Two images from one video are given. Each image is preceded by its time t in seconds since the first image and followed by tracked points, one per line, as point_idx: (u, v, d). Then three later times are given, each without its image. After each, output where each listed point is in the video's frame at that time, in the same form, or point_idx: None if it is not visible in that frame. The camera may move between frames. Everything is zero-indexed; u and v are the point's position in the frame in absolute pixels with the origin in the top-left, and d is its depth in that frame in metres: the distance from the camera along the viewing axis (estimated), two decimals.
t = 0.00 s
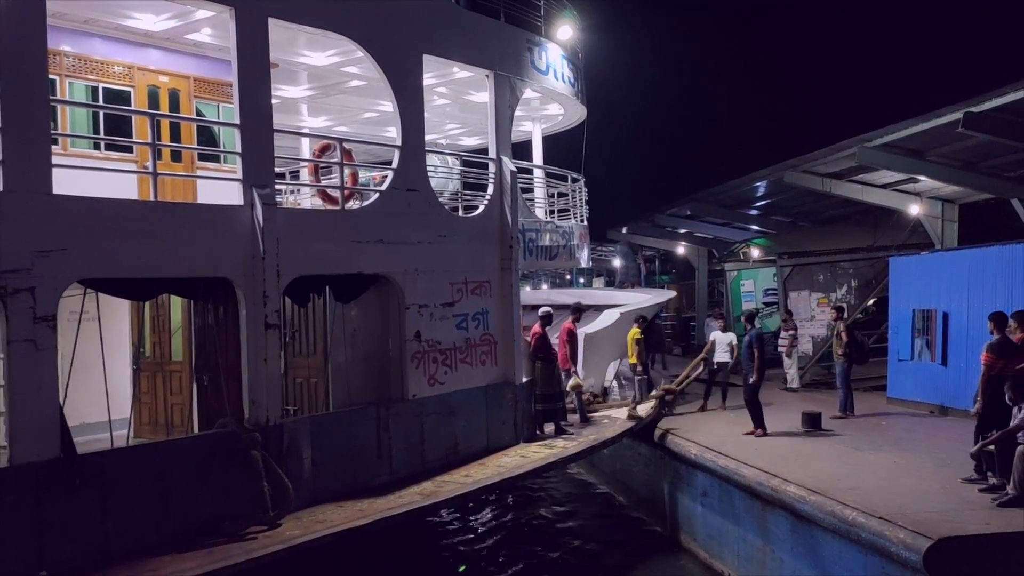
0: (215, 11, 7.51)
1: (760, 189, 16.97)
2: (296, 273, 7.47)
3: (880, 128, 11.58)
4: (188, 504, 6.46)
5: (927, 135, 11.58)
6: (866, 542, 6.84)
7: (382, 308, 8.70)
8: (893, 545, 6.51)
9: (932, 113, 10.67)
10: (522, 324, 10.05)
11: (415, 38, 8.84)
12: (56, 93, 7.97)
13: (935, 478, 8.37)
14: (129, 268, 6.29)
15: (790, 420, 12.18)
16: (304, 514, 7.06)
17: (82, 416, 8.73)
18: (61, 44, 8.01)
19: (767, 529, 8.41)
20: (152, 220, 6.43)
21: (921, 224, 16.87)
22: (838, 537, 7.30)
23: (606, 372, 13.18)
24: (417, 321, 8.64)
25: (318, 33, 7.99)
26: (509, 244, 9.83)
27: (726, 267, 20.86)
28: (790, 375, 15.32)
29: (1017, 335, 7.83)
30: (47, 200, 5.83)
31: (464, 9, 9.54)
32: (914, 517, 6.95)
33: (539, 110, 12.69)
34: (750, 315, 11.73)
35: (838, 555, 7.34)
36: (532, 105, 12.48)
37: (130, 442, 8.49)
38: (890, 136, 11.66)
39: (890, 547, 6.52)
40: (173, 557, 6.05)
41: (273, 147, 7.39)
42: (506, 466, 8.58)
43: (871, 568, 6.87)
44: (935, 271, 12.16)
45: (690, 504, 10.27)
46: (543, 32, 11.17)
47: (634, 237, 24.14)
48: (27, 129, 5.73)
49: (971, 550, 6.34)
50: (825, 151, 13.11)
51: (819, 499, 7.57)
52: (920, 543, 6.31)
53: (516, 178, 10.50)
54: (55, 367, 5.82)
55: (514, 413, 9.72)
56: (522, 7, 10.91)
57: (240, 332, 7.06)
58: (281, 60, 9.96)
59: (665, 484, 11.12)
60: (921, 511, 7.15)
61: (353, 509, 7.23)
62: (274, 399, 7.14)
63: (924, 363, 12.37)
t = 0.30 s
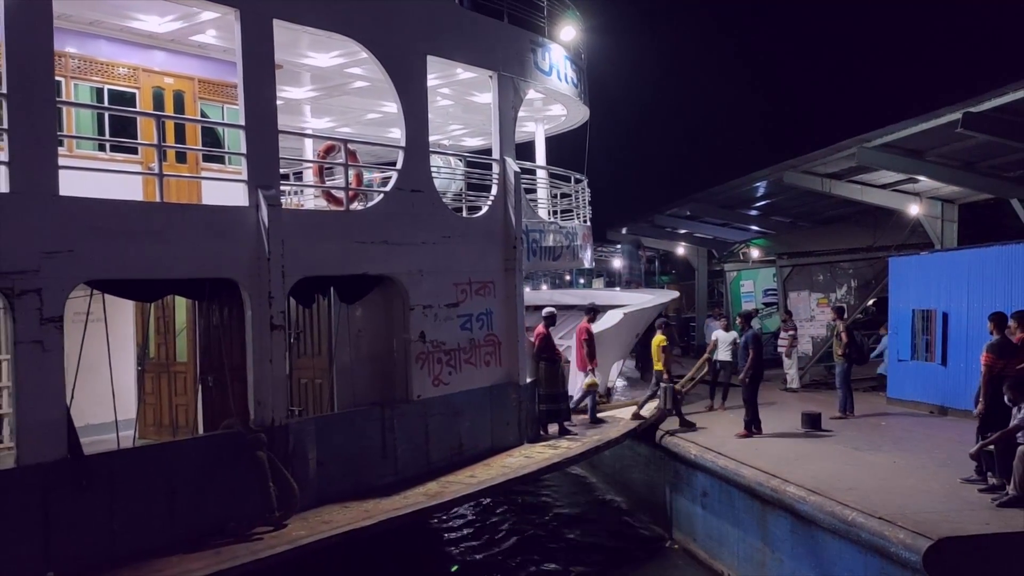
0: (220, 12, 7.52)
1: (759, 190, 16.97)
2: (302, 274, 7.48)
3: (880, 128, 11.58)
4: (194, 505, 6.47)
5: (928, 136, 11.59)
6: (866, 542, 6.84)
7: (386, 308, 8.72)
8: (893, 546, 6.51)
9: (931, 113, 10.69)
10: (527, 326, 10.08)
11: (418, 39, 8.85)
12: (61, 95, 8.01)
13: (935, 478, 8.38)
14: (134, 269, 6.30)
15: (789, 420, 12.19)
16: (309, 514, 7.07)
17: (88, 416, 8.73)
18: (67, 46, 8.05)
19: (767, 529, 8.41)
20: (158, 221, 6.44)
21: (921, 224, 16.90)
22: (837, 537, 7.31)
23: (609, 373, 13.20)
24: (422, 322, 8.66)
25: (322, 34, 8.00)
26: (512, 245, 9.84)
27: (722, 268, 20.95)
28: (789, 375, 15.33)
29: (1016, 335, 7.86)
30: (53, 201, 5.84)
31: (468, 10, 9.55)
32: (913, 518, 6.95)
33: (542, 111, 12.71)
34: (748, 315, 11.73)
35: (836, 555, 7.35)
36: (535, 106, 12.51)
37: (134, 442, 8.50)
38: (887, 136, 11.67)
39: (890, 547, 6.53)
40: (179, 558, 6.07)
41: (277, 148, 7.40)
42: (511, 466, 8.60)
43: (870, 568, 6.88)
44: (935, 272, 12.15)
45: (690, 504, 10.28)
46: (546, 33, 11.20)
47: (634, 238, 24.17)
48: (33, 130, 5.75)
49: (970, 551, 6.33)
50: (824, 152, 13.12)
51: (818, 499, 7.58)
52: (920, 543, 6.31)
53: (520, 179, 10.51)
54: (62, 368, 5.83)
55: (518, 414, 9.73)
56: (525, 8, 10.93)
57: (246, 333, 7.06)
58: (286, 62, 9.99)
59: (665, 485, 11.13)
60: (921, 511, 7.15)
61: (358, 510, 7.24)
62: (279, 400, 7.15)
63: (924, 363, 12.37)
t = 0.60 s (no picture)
0: (226, 13, 7.53)
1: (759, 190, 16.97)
2: (308, 274, 7.49)
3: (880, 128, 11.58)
4: (200, 505, 6.47)
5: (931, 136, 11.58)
6: (866, 543, 6.85)
7: (391, 308, 8.73)
8: (893, 546, 6.52)
9: (931, 113, 10.68)
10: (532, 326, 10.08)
11: (422, 40, 8.86)
12: (68, 96, 8.04)
13: (935, 478, 8.38)
14: (140, 271, 6.30)
15: (790, 420, 12.22)
16: (316, 515, 7.08)
17: (94, 417, 8.75)
18: (73, 48, 8.09)
19: (767, 529, 8.42)
20: (164, 222, 6.44)
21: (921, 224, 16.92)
22: (837, 538, 7.32)
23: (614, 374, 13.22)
24: (427, 322, 8.67)
25: (328, 35, 8.01)
26: (517, 245, 9.84)
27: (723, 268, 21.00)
28: (789, 376, 15.32)
29: (1015, 335, 7.88)
30: (60, 202, 5.85)
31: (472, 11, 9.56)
32: (913, 518, 6.96)
33: (546, 112, 12.73)
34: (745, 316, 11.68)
35: (836, 555, 7.36)
36: (539, 107, 12.53)
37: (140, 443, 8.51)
38: (885, 136, 11.66)
39: (891, 548, 6.53)
40: (187, 558, 6.08)
41: (282, 149, 7.40)
42: (516, 466, 8.61)
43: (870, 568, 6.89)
44: (935, 272, 12.16)
45: (690, 505, 10.29)
46: (550, 34, 11.23)
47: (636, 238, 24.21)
48: (40, 132, 5.76)
49: (970, 552, 6.33)
50: (823, 153, 13.12)
51: (818, 499, 7.59)
52: (920, 543, 6.32)
53: (525, 179, 10.52)
54: (70, 369, 5.84)
55: (522, 414, 9.74)
56: (528, 10, 10.95)
57: (252, 333, 7.07)
58: (291, 64, 10.01)
59: (666, 485, 11.14)
60: (920, 511, 7.16)
61: (365, 510, 7.25)
62: (285, 400, 7.15)
63: (924, 363, 12.38)
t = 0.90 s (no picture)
0: (230, 14, 7.54)
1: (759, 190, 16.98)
2: (314, 275, 7.51)
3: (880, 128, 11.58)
4: (205, 505, 6.48)
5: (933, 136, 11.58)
6: (866, 542, 6.85)
7: (395, 308, 8.75)
8: (893, 546, 6.52)
9: (931, 113, 10.69)
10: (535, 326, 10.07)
11: (426, 40, 8.87)
12: (73, 97, 8.06)
13: (934, 478, 8.39)
14: (146, 271, 6.31)
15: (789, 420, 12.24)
16: (321, 515, 7.08)
17: (99, 416, 8.75)
18: (77, 49, 8.10)
19: (768, 529, 8.42)
20: (169, 222, 6.45)
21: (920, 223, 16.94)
22: (837, 538, 7.33)
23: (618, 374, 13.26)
24: (432, 322, 8.67)
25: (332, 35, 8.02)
26: (521, 245, 9.85)
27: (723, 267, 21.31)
28: (789, 375, 15.34)
29: (1015, 335, 7.89)
30: (67, 202, 5.86)
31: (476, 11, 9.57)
32: (913, 518, 6.96)
33: (549, 111, 12.74)
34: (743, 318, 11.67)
35: (836, 555, 7.36)
36: (542, 107, 12.56)
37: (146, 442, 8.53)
38: (885, 136, 11.67)
39: (890, 548, 6.54)
40: (193, 558, 6.09)
41: (287, 150, 7.41)
42: (521, 466, 8.62)
43: (870, 567, 6.90)
44: (935, 272, 12.16)
45: (690, 504, 10.30)
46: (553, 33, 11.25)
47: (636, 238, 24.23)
48: (46, 132, 5.77)
49: (970, 552, 6.32)
50: (822, 153, 13.13)
51: (818, 499, 7.61)
52: (920, 543, 6.33)
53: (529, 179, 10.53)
54: (76, 369, 5.85)
55: (526, 413, 9.76)
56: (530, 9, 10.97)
57: (258, 334, 7.08)
58: (295, 64, 10.02)
59: (666, 485, 11.15)
60: (920, 511, 7.16)
61: (370, 510, 7.25)
62: (291, 400, 7.15)
63: (924, 363, 12.38)
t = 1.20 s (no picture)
0: (236, 14, 7.56)
1: (760, 189, 16.98)
2: (319, 274, 7.52)
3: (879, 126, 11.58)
4: (211, 503, 6.49)
5: (935, 134, 11.57)
6: (866, 541, 6.87)
7: (399, 307, 8.77)
8: (893, 545, 6.53)
9: (931, 112, 10.69)
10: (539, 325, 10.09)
11: (430, 40, 8.88)
12: (78, 97, 8.07)
13: (934, 477, 8.39)
14: (152, 270, 6.33)
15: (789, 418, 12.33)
16: (327, 514, 7.08)
17: (105, 416, 8.78)
18: (83, 49, 8.11)
19: (767, 528, 8.43)
20: (175, 222, 6.46)
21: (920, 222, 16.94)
22: (838, 537, 7.33)
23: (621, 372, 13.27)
24: (436, 321, 8.68)
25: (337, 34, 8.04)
26: (524, 244, 9.86)
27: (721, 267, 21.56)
28: (789, 373, 15.33)
29: (1015, 334, 7.89)
30: (73, 202, 5.88)
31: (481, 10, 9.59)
32: (913, 516, 6.97)
33: (552, 110, 12.74)
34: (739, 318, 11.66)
35: (836, 554, 7.37)
36: (545, 106, 12.56)
37: (150, 442, 8.56)
38: (886, 134, 11.68)
39: (890, 546, 6.55)
40: (199, 557, 6.09)
41: (292, 150, 7.42)
42: (526, 465, 8.63)
43: (871, 566, 6.91)
44: (935, 270, 12.17)
45: (690, 503, 10.31)
46: (557, 32, 11.26)
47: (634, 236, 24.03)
48: (53, 132, 5.78)
49: (970, 550, 6.33)
50: (822, 152, 13.14)
51: (819, 497, 7.63)
52: (920, 541, 6.34)
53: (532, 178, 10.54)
54: (83, 368, 5.86)
55: (530, 412, 9.76)
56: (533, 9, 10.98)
57: (263, 333, 7.09)
58: (299, 63, 10.04)
59: (666, 484, 11.16)
60: (921, 510, 7.16)
61: (376, 509, 7.26)
62: (297, 399, 7.16)
63: (924, 361, 12.39)
